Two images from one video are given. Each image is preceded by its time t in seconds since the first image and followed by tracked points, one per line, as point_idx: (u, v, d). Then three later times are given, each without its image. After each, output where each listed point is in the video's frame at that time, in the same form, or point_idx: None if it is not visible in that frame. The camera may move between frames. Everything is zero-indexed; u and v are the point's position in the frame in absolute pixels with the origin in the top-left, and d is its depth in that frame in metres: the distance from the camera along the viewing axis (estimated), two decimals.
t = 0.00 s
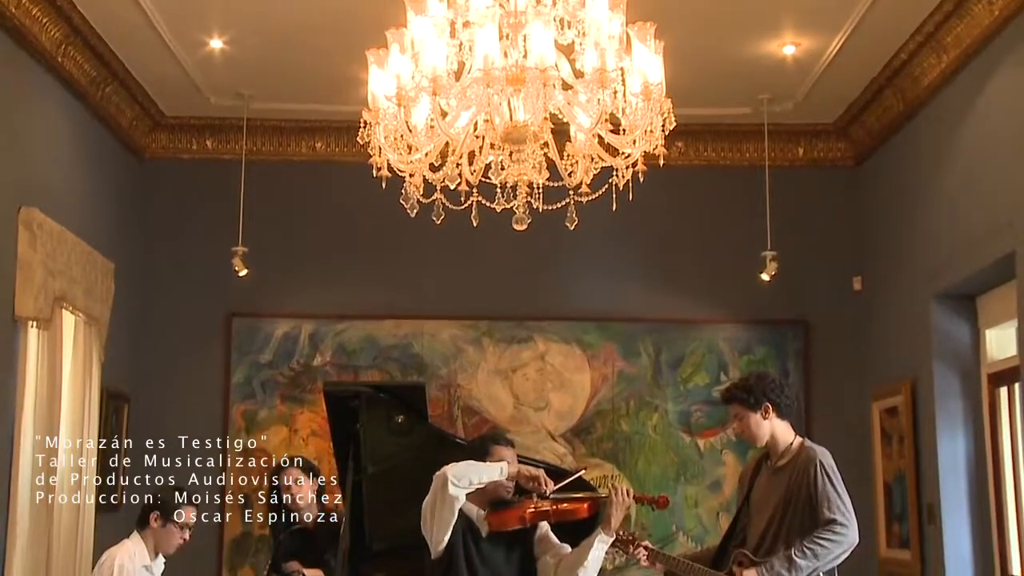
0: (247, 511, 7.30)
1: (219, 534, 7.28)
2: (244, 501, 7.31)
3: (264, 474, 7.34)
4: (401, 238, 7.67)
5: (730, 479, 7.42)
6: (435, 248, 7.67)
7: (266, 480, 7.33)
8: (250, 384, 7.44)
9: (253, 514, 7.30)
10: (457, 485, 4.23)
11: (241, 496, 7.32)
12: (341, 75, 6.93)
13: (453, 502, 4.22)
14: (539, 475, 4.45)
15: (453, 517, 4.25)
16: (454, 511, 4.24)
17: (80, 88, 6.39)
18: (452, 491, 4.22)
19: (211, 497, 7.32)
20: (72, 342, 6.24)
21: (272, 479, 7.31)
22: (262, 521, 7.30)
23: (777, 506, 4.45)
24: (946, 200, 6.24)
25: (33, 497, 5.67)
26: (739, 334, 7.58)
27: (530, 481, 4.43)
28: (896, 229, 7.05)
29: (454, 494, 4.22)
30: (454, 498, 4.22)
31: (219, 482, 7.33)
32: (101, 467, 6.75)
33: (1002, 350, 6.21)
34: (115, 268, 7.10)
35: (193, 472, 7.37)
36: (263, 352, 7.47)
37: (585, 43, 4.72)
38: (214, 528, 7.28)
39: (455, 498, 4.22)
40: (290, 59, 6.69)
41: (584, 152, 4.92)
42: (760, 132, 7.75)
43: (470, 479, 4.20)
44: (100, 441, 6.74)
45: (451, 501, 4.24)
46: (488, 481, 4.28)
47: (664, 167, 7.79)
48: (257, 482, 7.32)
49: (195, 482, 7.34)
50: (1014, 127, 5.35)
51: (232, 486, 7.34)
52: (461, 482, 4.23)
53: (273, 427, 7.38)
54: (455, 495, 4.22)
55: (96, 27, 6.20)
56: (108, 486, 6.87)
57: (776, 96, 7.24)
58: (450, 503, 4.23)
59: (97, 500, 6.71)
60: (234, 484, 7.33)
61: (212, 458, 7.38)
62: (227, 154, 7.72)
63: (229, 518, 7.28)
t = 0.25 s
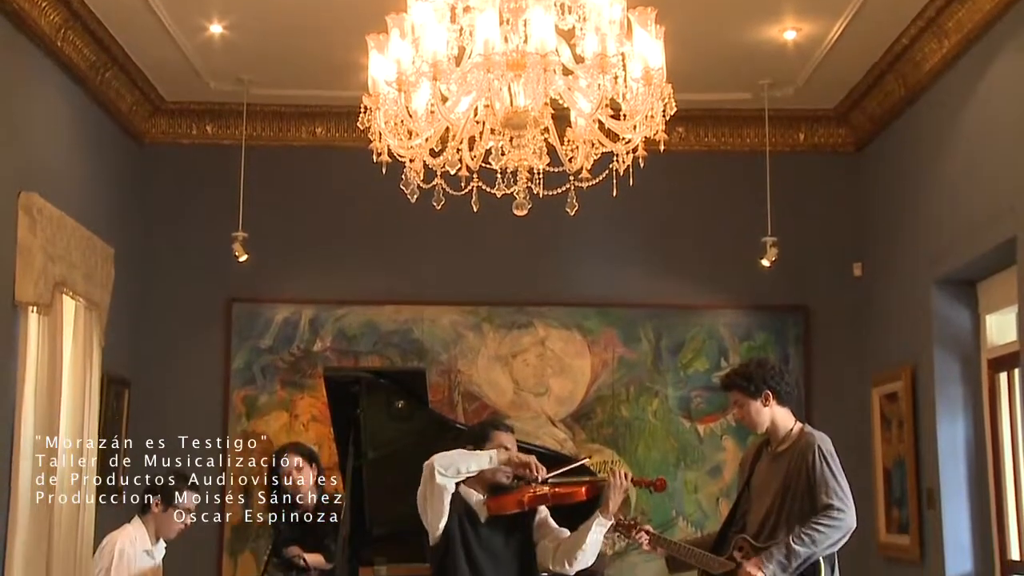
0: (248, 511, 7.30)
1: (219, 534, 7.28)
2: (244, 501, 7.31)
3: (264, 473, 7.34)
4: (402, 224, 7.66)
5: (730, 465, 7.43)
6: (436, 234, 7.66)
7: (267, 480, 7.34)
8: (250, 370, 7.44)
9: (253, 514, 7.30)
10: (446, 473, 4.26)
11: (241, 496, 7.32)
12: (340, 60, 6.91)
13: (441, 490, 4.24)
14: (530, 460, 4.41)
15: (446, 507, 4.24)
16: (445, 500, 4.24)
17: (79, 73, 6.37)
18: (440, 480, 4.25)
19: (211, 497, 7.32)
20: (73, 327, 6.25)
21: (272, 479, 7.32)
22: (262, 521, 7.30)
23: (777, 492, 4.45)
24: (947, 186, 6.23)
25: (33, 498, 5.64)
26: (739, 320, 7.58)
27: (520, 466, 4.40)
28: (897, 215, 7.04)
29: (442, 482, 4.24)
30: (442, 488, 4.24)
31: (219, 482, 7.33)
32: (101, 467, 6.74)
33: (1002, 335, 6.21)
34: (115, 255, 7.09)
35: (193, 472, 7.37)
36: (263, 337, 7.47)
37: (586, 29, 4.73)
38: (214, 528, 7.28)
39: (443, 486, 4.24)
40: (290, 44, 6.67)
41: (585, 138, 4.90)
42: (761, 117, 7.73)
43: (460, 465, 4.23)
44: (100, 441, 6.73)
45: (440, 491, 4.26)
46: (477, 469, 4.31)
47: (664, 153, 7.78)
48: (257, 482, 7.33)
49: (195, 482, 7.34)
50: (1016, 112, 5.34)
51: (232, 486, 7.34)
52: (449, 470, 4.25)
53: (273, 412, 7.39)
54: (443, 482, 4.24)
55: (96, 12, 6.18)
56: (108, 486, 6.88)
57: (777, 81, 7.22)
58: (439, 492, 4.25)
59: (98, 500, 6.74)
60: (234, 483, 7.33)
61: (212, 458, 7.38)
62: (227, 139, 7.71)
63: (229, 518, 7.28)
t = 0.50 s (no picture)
0: (248, 511, 7.29)
1: (220, 534, 7.29)
2: (244, 501, 7.31)
3: (265, 473, 7.35)
4: (402, 208, 7.66)
5: (730, 450, 7.44)
6: (436, 218, 7.66)
7: (267, 480, 7.34)
8: (251, 354, 7.44)
9: (253, 514, 7.29)
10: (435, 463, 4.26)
11: (241, 496, 7.31)
12: (340, 44, 6.89)
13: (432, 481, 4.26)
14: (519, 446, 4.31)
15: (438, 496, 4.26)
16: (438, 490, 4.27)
17: (79, 57, 6.36)
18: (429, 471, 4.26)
19: (211, 498, 7.32)
20: (73, 312, 6.24)
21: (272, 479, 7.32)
22: (262, 521, 7.29)
23: (778, 476, 4.46)
24: (948, 171, 6.22)
25: (33, 497, 5.66)
26: (739, 305, 7.58)
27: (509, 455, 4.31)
28: (898, 200, 7.03)
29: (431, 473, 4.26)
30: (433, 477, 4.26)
31: (219, 483, 7.33)
32: (101, 467, 6.73)
33: (1002, 320, 6.21)
34: (116, 241, 7.09)
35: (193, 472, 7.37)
36: (264, 322, 7.47)
37: (587, 13, 4.74)
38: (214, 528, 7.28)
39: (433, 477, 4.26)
40: (289, 28, 6.65)
41: (586, 122, 4.91)
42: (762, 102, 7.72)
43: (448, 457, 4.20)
44: (100, 441, 6.71)
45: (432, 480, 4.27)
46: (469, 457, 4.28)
47: (665, 137, 7.76)
48: (257, 482, 7.33)
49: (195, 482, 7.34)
50: (1018, 97, 5.32)
51: (232, 487, 7.34)
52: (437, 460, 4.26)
53: (273, 396, 7.39)
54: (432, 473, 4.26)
55: None
56: (108, 485, 6.88)
57: (779, 66, 7.20)
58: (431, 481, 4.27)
59: (98, 501, 6.76)
60: (234, 484, 7.34)
61: (212, 458, 7.38)
62: (227, 124, 7.69)
63: (229, 518, 7.28)
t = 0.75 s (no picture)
0: (247, 511, 7.28)
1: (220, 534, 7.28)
2: (244, 501, 7.29)
3: (265, 473, 7.34)
4: (402, 194, 7.65)
5: (730, 435, 7.45)
6: (437, 204, 7.65)
7: (267, 480, 7.33)
8: (251, 340, 7.45)
9: (253, 514, 7.28)
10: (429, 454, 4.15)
11: (241, 496, 7.30)
12: (340, 29, 6.87)
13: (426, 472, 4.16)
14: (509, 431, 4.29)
15: (435, 488, 4.17)
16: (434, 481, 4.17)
17: (79, 41, 6.35)
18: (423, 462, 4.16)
19: (211, 498, 7.31)
20: (74, 297, 6.24)
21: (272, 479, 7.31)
22: (262, 521, 7.28)
23: (778, 462, 4.46)
24: (949, 157, 6.21)
25: (33, 497, 5.62)
26: (740, 291, 7.57)
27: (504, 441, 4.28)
28: (899, 186, 7.01)
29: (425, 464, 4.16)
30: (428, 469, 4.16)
31: (219, 483, 7.32)
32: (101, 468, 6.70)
33: (1002, 306, 6.21)
34: (116, 227, 7.08)
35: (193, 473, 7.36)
36: (264, 307, 7.47)
37: None
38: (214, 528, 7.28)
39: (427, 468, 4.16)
40: (289, 13, 6.63)
41: (586, 108, 4.91)
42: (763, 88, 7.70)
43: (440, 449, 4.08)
44: (100, 442, 6.68)
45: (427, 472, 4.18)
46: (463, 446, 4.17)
47: (666, 123, 7.74)
48: (257, 482, 7.32)
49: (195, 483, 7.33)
50: (1019, 81, 5.30)
51: (232, 487, 7.33)
52: (431, 450, 4.14)
53: (274, 382, 7.40)
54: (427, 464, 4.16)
55: None
56: (108, 486, 6.85)
57: (780, 51, 7.18)
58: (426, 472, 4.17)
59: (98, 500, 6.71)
60: (234, 484, 7.32)
61: (212, 458, 7.38)
62: (227, 109, 7.68)
63: (229, 518, 7.27)
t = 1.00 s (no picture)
0: (247, 511, 7.28)
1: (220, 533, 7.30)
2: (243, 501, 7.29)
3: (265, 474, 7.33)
4: (403, 180, 7.64)
5: (730, 422, 7.45)
6: (437, 191, 7.64)
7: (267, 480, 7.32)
8: (252, 326, 7.45)
9: (252, 514, 7.28)
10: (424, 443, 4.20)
11: (241, 496, 7.30)
12: (340, 15, 6.85)
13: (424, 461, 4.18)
14: (503, 416, 4.28)
15: (434, 475, 4.18)
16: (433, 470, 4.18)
17: (78, 27, 6.33)
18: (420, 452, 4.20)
19: (211, 498, 7.33)
20: (74, 284, 6.22)
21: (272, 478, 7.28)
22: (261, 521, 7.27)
23: (779, 448, 4.46)
24: (951, 144, 6.19)
25: (33, 497, 5.62)
26: (740, 278, 7.57)
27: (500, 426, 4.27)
28: (900, 173, 7.00)
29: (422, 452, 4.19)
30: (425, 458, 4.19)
31: (219, 483, 7.33)
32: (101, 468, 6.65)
33: (1004, 292, 6.21)
34: (116, 215, 7.07)
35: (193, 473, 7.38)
36: (265, 294, 7.47)
37: None
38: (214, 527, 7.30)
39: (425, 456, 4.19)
40: None
41: (587, 94, 4.89)
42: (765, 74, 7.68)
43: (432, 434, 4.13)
44: (101, 442, 6.66)
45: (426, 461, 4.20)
46: (458, 433, 4.22)
47: (667, 110, 7.73)
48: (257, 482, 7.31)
49: (195, 483, 7.35)
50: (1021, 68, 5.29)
51: (232, 486, 7.33)
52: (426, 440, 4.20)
53: (274, 368, 7.40)
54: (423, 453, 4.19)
55: None
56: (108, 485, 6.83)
57: (781, 37, 7.16)
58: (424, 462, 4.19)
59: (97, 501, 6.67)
60: (234, 484, 7.32)
61: (212, 458, 7.40)
62: (227, 95, 7.67)
63: (229, 518, 7.28)
